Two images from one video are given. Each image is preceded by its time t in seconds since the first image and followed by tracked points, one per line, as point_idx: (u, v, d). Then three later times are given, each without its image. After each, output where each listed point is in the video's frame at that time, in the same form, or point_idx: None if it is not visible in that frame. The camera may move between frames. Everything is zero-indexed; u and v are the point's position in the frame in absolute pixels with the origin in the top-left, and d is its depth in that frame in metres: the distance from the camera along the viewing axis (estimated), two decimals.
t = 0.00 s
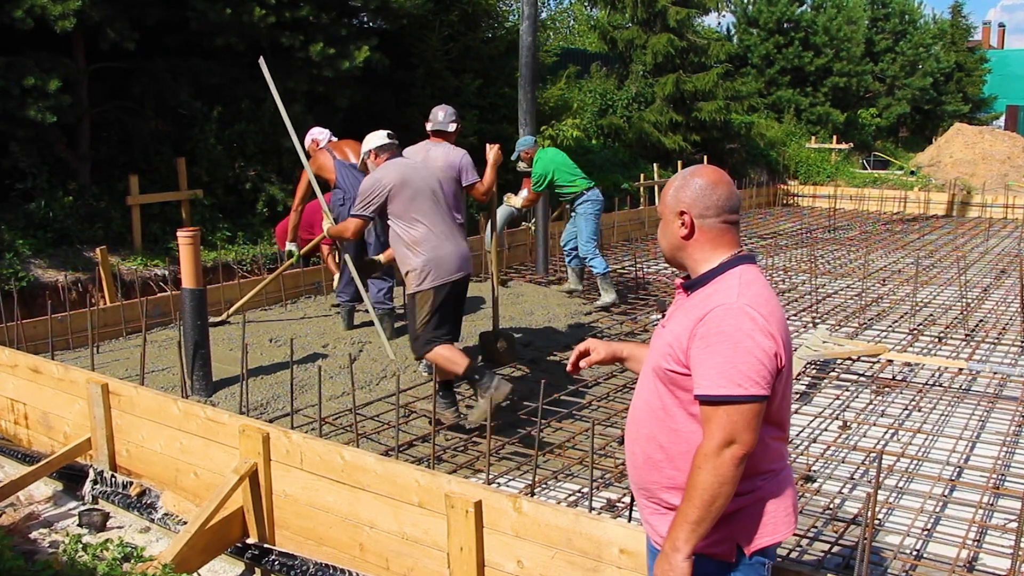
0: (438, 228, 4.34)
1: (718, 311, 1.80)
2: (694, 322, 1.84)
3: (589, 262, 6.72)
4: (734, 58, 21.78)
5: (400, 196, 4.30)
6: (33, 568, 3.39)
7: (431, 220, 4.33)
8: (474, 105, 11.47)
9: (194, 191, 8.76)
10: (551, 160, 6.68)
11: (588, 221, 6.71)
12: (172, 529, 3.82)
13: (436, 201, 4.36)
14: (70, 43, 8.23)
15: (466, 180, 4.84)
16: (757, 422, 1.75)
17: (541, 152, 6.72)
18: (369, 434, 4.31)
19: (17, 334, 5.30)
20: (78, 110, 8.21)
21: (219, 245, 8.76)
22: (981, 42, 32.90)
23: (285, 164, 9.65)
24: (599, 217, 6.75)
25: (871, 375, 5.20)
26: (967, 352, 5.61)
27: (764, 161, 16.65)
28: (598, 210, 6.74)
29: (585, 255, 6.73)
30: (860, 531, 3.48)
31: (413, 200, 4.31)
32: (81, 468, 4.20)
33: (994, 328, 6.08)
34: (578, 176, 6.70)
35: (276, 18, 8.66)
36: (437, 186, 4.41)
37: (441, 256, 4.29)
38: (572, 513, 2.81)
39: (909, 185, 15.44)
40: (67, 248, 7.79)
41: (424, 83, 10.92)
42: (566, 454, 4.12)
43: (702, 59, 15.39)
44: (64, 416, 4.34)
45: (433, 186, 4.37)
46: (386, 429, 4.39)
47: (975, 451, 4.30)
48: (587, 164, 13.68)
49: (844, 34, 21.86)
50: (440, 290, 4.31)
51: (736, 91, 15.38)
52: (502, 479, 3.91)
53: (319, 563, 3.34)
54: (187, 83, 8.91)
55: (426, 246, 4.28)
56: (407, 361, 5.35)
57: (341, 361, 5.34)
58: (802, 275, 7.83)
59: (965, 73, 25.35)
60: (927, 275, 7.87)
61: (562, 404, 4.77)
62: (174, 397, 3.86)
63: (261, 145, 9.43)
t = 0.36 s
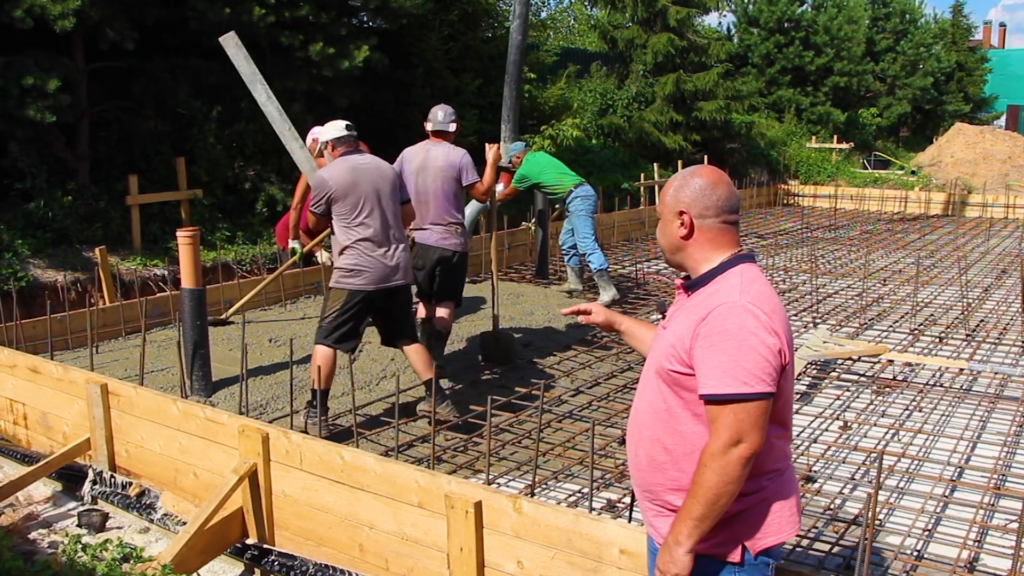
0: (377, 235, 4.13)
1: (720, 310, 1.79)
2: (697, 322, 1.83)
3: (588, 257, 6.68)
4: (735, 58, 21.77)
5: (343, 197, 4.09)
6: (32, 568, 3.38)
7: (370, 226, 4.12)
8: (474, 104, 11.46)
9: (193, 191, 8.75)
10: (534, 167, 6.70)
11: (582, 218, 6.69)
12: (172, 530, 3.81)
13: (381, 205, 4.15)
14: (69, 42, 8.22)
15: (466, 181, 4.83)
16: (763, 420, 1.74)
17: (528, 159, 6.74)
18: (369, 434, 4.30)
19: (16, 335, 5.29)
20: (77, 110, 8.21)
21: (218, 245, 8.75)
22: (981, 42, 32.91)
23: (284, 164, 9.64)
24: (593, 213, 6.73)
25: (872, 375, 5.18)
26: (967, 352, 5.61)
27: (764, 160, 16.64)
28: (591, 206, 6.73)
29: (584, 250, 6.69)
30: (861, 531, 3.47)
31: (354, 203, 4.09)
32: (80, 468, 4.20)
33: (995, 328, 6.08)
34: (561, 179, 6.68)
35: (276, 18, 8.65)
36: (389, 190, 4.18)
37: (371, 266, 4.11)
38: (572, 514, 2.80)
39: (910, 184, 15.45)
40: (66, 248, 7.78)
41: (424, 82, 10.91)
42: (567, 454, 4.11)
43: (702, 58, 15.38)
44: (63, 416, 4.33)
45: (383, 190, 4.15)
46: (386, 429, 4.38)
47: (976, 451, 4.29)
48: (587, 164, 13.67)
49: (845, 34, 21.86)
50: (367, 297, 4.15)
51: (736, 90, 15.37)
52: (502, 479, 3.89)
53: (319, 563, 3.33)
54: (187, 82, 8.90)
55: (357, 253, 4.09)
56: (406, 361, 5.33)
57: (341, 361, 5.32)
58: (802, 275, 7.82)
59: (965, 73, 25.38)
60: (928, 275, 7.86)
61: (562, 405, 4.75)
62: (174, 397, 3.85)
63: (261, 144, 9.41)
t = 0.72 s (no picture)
0: (322, 229, 4.14)
1: (716, 311, 1.78)
2: (693, 321, 1.82)
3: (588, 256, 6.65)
4: (735, 57, 21.77)
5: (288, 194, 4.15)
6: (30, 569, 3.37)
7: (315, 221, 4.13)
8: (474, 104, 11.45)
9: (192, 190, 8.74)
10: (528, 167, 6.73)
11: (581, 216, 6.68)
12: (171, 530, 3.81)
13: (327, 199, 4.16)
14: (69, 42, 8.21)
15: (466, 180, 4.83)
16: (756, 421, 1.72)
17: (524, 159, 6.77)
18: (369, 435, 4.29)
19: (15, 335, 5.27)
20: (77, 110, 8.20)
21: (217, 245, 8.74)
22: (982, 41, 32.92)
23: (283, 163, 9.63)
24: (591, 213, 6.74)
25: (872, 376, 5.17)
26: (968, 352, 5.60)
27: (765, 160, 16.63)
28: (589, 205, 6.73)
29: (584, 248, 6.66)
30: (862, 531, 3.46)
31: (297, 199, 4.13)
32: (79, 468, 4.18)
33: (996, 328, 6.07)
34: (556, 176, 6.66)
35: (275, 17, 8.65)
36: (335, 184, 4.19)
37: (316, 261, 4.11)
38: (572, 514, 2.79)
39: (911, 184, 15.45)
40: (65, 248, 7.77)
41: (424, 82, 10.91)
42: (567, 455, 4.10)
43: (703, 58, 15.37)
44: (62, 416, 4.32)
45: (328, 184, 4.16)
46: (385, 429, 4.36)
47: (977, 451, 4.28)
48: (587, 164, 13.65)
49: (846, 33, 21.84)
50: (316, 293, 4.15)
51: (737, 90, 15.36)
52: (502, 480, 3.88)
53: (319, 564, 3.31)
54: (186, 82, 8.89)
55: (302, 248, 4.12)
56: (406, 362, 5.32)
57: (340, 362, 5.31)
58: (803, 275, 7.81)
59: (966, 72, 25.40)
60: (929, 275, 7.86)
61: (562, 405, 4.74)
62: (173, 397, 3.84)
63: (260, 144, 9.39)
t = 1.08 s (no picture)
0: (306, 230, 4.14)
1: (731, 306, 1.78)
2: (705, 317, 1.82)
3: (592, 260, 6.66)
4: (736, 57, 21.77)
5: (273, 199, 4.19)
6: (29, 569, 3.36)
7: (300, 222, 4.15)
8: (474, 103, 11.44)
9: (192, 190, 8.73)
10: (538, 165, 6.73)
11: (587, 219, 6.67)
12: (171, 531, 3.80)
13: (311, 200, 4.18)
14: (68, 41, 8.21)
15: (466, 180, 4.83)
16: (770, 417, 1.72)
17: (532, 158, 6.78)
18: (369, 435, 4.28)
19: (14, 335, 5.26)
20: (76, 109, 8.19)
21: (217, 245, 8.73)
22: (983, 41, 32.89)
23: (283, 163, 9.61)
24: (597, 215, 6.71)
25: (873, 376, 5.16)
26: (969, 352, 5.59)
27: (765, 160, 16.61)
28: (595, 208, 6.70)
29: (587, 252, 6.66)
30: (862, 531, 3.45)
31: (281, 202, 4.17)
32: (78, 469, 4.17)
33: (996, 328, 6.06)
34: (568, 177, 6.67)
35: (275, 17, 8.64)
36: (319, 185, 4.23)
37: (303, 260, 4.11)
38: (572, 515, 2.78)
39: (912, 184, 15.44)
40: (64, 247, 7.77)
41: (423, 81, 10.91)
42: (567, 455, 4.10)
43: (703, 57, 15.36)
44: (62, 416, 4.31)
45: (311, 185, 4.20)
46: (385, 430, 4.36)
47: (977, 452, 4.27)
48: (587, 164, 13.64)
49: (846, 33, 21.82)
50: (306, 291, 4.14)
51: (737, 89, 15.34)
52: (502, 480, 3.87)
53: (319, 565, 3.31)
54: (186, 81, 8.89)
55: (288, 249, 4.12)
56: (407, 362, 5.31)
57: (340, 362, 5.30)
58: (803, 275, 7.80)
59: (966, 72, 25.40)
60: (930, 275, 7.85)
61: (562, 405, 4.74)
62: (172, 397, 3.83)
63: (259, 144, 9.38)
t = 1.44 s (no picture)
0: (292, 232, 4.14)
1: (777, 302, 1.80)
2: (750, 316, 1.82)
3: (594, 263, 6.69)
4: (736, 56, 21.76)
5: (265, 200, 4.22)
6: (28, 570, 3.35)
7: (286, 221, 4.15)
8: (474, 103, 11.42)
9: (191, 190, 8.72)
10: (557, 159, 6.58)
11: (596, 224, 6.62)
12: (170, 531, 3.79)
13: (301, 202, 4.19)
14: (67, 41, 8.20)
15: (466, 179, 4.82)
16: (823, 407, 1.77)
17: (547, 152, 6.63)
18: (368, 435, 4.27)
19: (13, 335, 5.26)
20: (75, 109, 8.18)
21: (217, 245, 8.72)
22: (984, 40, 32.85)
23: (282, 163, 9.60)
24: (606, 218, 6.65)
25: (874, 377, 5.14)
26: (970, 352, 5.58)
27: (766, 160, 16.60)
28: (606, 212, 6.64)
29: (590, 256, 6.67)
30: (863, 532, 3.44)
31: (272, 203, 4.19)
32: (77, 469, 4.16)
33: (997, 329, 6.05)
34: (585, 176, 6.60)
35: (274, 16, 8.63)
36: (311, 189, 4.24)
37: (287, 262, 4.10)
38: (572, 515, 2.77)
39: (912, 184, 15.42)
40: (63, 247, 7.76)
41: (423, 81, 10.91)
42: (567, 456, 4.09)
43: (703, 56, 15.34)
44: (60, 417, 4.29)
45: (303, 188, 4.21)
46: (385, 430, 4.35)
47: (978, 452, 4.26)
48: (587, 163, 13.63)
49: (847, 32, 21.78)
50: (289, 290, 4.13)
51: (738, 89, 15.32)
52: (502, 480, 3.86)
53: (319, 565, 3.30)
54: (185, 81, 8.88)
55: (274, 250, 4.13)
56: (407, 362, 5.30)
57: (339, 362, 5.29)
58: (804, 275, 7.79)
59: (967, 71, 25.39)
60: (931, 275, 7.84)
61: (562, 405, 4.73)
62: (172, 397, 3.82)
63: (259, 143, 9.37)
